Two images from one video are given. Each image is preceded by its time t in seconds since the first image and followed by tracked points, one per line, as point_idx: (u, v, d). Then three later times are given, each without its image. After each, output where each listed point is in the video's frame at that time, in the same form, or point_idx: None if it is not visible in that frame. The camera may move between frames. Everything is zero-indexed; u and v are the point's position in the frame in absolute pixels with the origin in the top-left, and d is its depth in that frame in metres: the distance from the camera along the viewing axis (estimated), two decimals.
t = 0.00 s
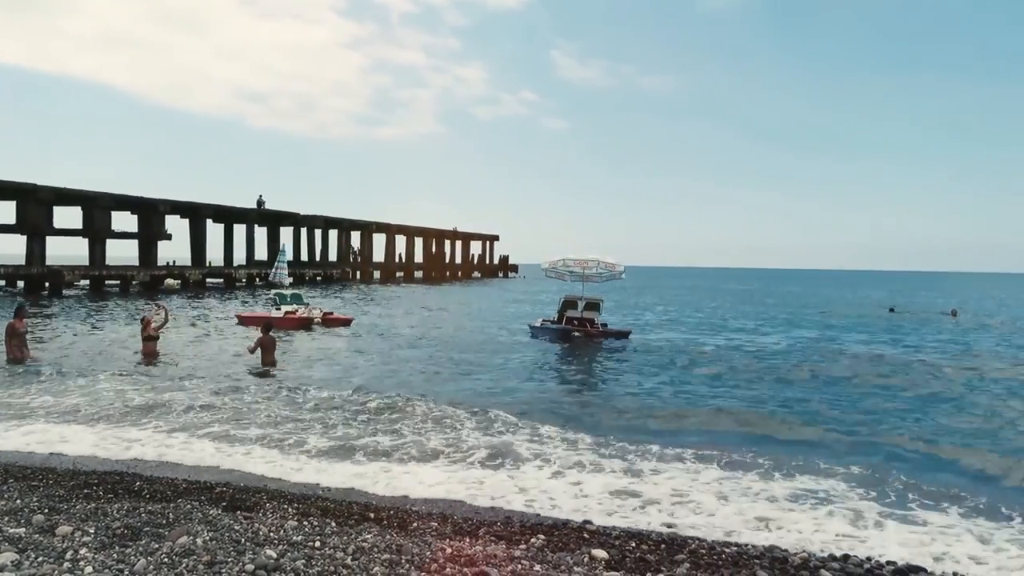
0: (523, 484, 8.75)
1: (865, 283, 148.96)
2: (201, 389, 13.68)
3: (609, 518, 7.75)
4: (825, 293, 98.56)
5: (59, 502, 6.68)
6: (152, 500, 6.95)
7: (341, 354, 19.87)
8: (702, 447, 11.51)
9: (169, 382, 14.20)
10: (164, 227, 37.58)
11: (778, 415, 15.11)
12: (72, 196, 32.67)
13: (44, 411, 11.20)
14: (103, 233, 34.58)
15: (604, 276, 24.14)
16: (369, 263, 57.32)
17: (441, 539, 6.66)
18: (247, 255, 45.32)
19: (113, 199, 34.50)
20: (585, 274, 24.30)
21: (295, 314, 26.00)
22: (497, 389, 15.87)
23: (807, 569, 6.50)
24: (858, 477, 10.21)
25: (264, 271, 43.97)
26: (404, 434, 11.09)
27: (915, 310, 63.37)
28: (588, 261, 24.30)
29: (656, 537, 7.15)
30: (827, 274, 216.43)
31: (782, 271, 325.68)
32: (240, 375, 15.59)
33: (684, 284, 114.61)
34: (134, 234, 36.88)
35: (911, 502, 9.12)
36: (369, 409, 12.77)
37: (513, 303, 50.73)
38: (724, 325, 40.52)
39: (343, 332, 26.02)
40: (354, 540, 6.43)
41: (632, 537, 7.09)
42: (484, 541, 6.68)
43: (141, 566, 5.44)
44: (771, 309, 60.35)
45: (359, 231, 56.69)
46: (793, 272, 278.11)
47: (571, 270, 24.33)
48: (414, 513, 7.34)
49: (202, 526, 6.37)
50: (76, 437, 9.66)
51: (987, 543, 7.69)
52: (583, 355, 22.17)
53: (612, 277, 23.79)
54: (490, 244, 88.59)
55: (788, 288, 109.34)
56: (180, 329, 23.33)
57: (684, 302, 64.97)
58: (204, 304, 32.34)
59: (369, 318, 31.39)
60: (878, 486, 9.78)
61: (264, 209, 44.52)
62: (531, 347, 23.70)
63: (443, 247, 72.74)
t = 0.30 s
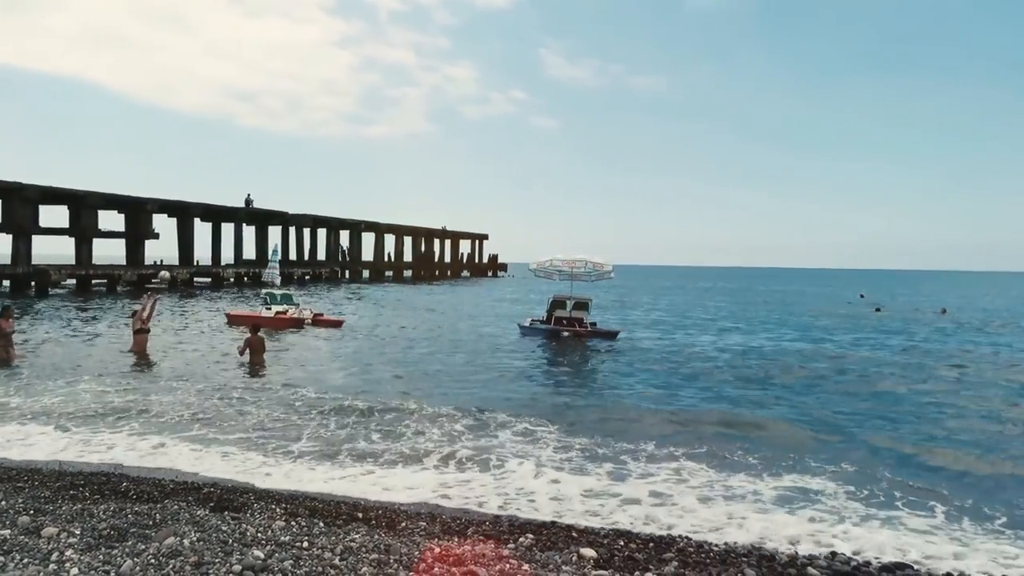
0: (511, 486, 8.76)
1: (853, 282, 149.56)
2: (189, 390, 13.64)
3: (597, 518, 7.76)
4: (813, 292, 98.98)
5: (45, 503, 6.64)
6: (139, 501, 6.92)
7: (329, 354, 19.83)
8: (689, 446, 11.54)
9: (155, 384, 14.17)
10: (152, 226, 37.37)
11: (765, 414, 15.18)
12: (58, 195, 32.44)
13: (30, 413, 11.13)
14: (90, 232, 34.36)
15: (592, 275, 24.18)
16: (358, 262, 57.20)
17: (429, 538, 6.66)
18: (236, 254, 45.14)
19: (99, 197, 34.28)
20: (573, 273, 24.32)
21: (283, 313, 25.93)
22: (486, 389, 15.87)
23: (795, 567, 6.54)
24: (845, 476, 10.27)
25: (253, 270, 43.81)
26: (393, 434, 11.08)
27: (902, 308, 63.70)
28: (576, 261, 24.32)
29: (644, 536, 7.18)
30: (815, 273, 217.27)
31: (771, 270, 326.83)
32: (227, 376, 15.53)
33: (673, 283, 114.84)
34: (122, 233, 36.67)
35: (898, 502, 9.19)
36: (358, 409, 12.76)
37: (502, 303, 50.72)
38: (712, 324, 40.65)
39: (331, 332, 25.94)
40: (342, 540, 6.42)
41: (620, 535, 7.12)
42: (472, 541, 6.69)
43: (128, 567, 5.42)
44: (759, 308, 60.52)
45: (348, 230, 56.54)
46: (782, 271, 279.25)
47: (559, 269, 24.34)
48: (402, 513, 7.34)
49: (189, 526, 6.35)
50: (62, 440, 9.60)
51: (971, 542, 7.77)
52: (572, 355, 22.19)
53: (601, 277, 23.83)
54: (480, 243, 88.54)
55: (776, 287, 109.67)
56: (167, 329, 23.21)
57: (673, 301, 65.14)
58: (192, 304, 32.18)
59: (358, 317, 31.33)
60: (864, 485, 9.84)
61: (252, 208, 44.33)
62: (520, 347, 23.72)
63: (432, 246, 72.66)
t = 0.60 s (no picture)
0: (498, 486, 8.76)
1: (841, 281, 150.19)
2: (176, 392, 13.59)
3: (586, 518, 7.78)
4: (802, 291, 99.23)
5: (30, 505, 6.60)
6: (126, 502, 6.89)
7: (317, 355, 19.79)
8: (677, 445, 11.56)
9: (142, 385, 14.14)
10: (139, 226, 37.18)
11: (752, 413, 15.25)
12: (44, 195, 32.25)
13: (14, 416, 11.08)
14: (77, 232, 34.16)
15: (580, 276, 24.22)
16: (347, 262, 57.08)
17: (418, 538, 6.66)
18: (224, 254, 44.97)
19: (86, 197, 34.06)
20: (561, 273, 24.35)
21: (273, 314, 25.87)
22: (473, 389, 15.89)
23: (782, 565, 6.58)
24: (832, 474, 10.33)
25: (242, 270, 43.68)
26: (382, 435, 11.07)
27: (888, 308, 64.02)
28: (564, 261, 24.34)
29: (633, 535, 7.20)
30: (803, 272, 218.25)
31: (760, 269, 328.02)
32: (215, 376, 15.48)
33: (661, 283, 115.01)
34: (109, 233, 36.48)
35: (887, 501, 9.24)
36: (347, 411, 12.74)
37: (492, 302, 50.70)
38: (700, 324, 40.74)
39: (319, 332, 25.89)
40: (330, 540, 6.41)
41: (609, 534, 7.13)
42: (461, 540, 6.69)
43: (114, 569, 5.39)
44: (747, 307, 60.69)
45: (337, 229, 56.39)
46: (770, 270, 280.12)
47: (546, 269, 24.33)
48: (391, 513, 7.33)
49: (177, 528, 6.32)
50: (48, 443, 9.56)
51: (958, 541, 7.82)
52: (561, 355, 22.22)
53: (589, 277, 23.86)
54: (469, 242, 88.52)
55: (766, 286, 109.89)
56: (155, 330, 23.13)
57: (663, 301, 65.23)
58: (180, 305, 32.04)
59: (348, 318, 31.28)
60: (850, 483, 9.89)
61: (240, 208, 44.16)
62: (510, 347, 23.72)
63: (421, 246, 72.58)
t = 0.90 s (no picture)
0: (487, 485, 8.78)
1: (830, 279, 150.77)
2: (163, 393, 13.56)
3: (575, 517, 7.80)
4: (792, 289, 99.52)
5: (16, 507, 6.57)
6: (113, 504, 6.86)
7: (307, 355, 19.76)
8: (665, 444, 11.61)
9: (128, 386, 14.07)
10: (127, 226, 37.01)
11: (740, 412, 15.32)
12: (31, 194, 32.06)
13: None
14: (64, 232, 33.98)
15: (568, 275, 24.28)
16: (336, 261, 56.99)
17: (407, 538, 6.66)
18: (213, 254, 44.83)
19: (73, 197, 33.90)
20: (549, 273, 24.40)
21: (263, 314, 25.85)
22: (462, 389, 15.91)
23: (769, 562, 6.62)
24: (819, 472, 10.40)
25: (231, 270, 43.55)
26: (371, 435, 11.08)
27: (876, 306, 64.36)
28: (552, 261, 24.39)
29: (621, 533, 7.22)
30: (792, 271, 219.17)
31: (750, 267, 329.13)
32: (203, 377, 15.45)
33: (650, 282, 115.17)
34: (97, 233, 36.30)
35: (873, 499, 9.30)
36: (335, 411, 12.72)
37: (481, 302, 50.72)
38: (689, 323, 40.88)
39: (308, 332, 25.87)
40: (319, 541, 6.41)
41: (597, 533, 7.15)
42: (450, 539, 6.70)
43: (100, 571, 5.36)
44: (736, 306, 60.92)
45: (326, 229, 56.29)
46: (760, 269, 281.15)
47: (535, 269, 24.37)
48: (380, 513, 7.33)
49: (164, 529, 6.30)
50: (33, 446, 9.52)
51: (944, 538, 7.88)
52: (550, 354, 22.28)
53: (577, 277, 23.92)
54: (459, 242, 88.53)
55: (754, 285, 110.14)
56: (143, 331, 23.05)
57: (652, 300, 65.39)
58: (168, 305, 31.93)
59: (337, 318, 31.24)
60: (837, 481, 9.96)
61: (229, 207, 44.02)
62: (499, 347, 23.74)
63: (411, 245, 72.56)
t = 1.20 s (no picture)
0: (477, 485, 8.78)
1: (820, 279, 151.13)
2: (151, 394, 13.51)
3: (564, 516, 7.80)
4: (782, 288, 99.51)
5: (3, 509, 6.54)
6: (102, 505, 6.84)
7: (297, 355, 19.73)
8: (655, 442, 11.62)
9: (116, 387, 14.03)
10: (116, 226, 36.82)
11: (729, 410, 15.37)
12: (18, 194, 31.88)
13: None
14: (52, 232, 33.79)
15: (559, 275, 24.30)
16: (327, 261, 56.86)
17: (397, 538, 6.66)
18: (203, 253, 44.67)
19: (61, 196, 33.71)
20: (540, 272, 24.41)
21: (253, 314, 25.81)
22: (452, 389, 15.90)
23: (759, 560, 6.64)
24: (809, 469, 10.43)
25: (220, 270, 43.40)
26: (361, 435, 11.07)
27: (866, 305, 64.46)
28: (543, 260, 24.41)
29: (611, 532, 7.22)
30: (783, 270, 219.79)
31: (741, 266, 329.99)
32: (192, 378, 15.42)
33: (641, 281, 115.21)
34: (85, 233, 36.12)
35: (863, 496, 9.34)
36: (325, 412, 12.70)
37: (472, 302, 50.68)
38: (679, 322, 40.96)
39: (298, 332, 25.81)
40: (308, 541, 6.40)
41: (588, 532, 7.16)
42: (440, 539, 6.69)
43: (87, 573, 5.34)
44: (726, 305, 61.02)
45: (316, 229, 56.16)
46: (750, 268, 281.91)
47: (526, 269, 24.36)
48: (369, 513, 7.32)
49: (152, 530, 6.28)
50: (20, 448, 9.48)
51: (930, 534, 7.94)
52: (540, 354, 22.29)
53: (568, 276, 23.93)
54: (450, 242, 88.48)
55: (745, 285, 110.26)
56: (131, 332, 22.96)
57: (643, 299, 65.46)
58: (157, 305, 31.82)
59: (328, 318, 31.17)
60: (826, 479, 9.98)
61: (218, 207, 43.87)
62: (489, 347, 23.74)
63: (402, 245, 72.48)
